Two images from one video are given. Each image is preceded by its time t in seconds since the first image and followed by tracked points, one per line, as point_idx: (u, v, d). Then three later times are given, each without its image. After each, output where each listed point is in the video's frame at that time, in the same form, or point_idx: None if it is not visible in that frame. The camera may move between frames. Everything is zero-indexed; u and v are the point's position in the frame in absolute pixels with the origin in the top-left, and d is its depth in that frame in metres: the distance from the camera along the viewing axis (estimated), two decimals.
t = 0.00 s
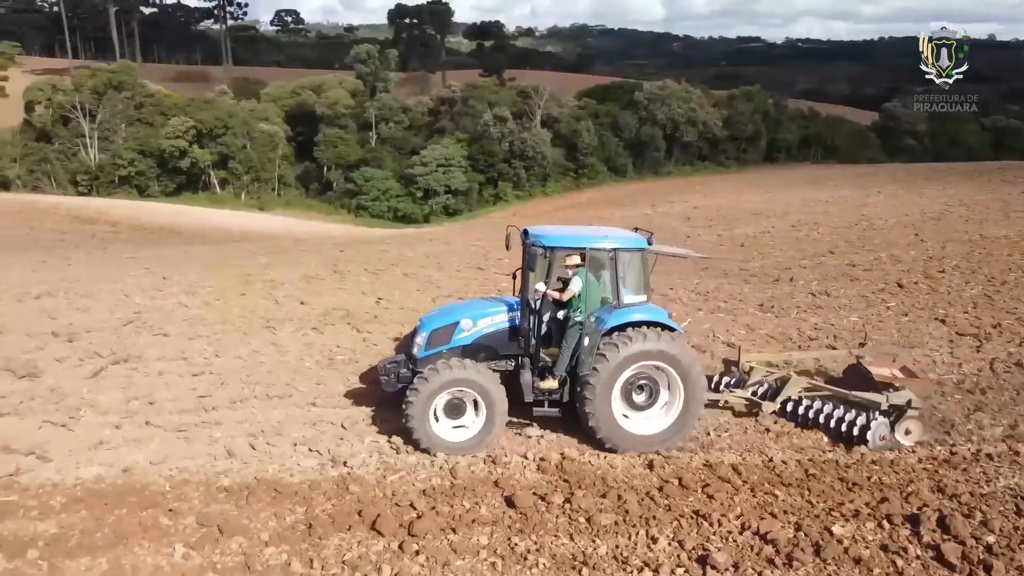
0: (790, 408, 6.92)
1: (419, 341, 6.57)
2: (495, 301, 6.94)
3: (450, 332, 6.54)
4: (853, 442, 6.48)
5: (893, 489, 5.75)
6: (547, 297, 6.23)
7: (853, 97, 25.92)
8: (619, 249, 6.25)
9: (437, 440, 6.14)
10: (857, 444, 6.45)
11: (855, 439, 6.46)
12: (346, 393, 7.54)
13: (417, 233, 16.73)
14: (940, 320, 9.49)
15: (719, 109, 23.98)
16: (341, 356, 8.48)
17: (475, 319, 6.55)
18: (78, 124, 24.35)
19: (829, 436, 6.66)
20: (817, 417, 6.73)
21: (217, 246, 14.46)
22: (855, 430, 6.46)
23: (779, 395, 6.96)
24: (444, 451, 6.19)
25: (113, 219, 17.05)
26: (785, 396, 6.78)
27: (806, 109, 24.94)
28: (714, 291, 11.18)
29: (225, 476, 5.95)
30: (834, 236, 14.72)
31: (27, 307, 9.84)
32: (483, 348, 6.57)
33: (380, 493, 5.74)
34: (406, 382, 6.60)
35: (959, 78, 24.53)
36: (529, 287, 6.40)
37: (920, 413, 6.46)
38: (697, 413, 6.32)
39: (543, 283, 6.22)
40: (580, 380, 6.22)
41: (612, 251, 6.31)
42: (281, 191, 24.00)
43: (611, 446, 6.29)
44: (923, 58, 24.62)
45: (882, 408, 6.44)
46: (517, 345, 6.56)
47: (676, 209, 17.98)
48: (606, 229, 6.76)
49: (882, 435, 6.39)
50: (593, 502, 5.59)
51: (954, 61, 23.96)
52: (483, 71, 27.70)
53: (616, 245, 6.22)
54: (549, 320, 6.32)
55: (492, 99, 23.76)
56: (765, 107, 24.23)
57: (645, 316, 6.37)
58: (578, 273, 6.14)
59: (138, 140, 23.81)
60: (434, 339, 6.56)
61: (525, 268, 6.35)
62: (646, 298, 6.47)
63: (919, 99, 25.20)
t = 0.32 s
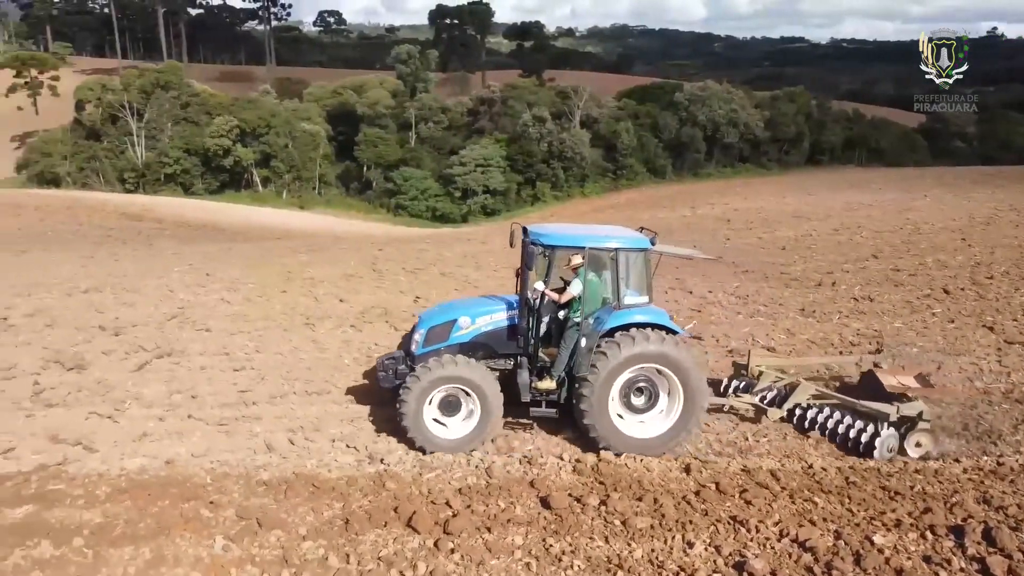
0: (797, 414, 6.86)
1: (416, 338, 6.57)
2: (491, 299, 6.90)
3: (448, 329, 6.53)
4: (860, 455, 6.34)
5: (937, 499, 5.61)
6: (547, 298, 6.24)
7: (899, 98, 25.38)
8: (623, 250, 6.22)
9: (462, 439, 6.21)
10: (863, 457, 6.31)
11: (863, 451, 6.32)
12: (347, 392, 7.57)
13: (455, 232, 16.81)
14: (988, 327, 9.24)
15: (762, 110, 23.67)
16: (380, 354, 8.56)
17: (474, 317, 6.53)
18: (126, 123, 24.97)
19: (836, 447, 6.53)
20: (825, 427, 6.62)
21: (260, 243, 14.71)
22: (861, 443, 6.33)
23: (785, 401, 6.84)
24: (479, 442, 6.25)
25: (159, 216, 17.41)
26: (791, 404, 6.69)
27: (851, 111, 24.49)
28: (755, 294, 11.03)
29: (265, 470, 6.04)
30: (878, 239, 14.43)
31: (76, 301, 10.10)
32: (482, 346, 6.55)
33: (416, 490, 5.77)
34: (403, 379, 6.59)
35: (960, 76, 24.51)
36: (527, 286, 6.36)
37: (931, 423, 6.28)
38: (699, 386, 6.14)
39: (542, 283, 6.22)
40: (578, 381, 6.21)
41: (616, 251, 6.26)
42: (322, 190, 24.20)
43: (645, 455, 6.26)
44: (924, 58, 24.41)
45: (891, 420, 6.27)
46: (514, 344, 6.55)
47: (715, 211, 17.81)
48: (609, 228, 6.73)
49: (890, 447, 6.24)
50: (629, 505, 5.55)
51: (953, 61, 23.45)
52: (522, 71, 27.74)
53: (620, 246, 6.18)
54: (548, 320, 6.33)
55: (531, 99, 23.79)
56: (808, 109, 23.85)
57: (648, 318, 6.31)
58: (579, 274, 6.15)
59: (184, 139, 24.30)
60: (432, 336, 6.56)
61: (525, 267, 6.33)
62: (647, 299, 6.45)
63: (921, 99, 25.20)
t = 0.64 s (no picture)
0: (804, 420, 6.79)
1: (415, 337, 6.59)
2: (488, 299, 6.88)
3: (445, 328, 6.54)
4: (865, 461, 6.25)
5: (983, 510, 5.48)
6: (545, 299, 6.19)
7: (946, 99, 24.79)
8: (625, 251, 6.14)
9: (473, 429, 6.22)
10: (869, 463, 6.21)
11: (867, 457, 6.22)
12: (349, 390, 7.63)
13: (493, 232, 16.85)
14: None
15: (804, 112, 23.32)
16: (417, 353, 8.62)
17: (472, 316, 6.54)
18: (172, 122, 25.52)
19: (842, 456, 6.44)
20: (831, 433, 6.55)
21: (301, 241, 14.92)
22: (868, 449, 6.23)
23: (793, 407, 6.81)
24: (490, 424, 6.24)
25: (203, 213, 17.73)
26: (798, 409, 6.65)
27: (896, 113, 24.00)
28: (795, 298, 10.88)
29: (304, 466, 6.11)
30: (925, 244, 14.11)
31: (123, 295, 10.35)
32: (480, 346, 6.55)
33: (452, 489, 5.79)
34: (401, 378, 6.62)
35: (959, 76, 24.59)
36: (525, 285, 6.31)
37: (943, 433, 6.16)
38: (681, 367, 6.03)
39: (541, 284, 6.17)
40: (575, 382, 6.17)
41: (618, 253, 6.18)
42: (361, 188, 24.37)
43: (671, 451, 6.24)
44: (923, 58, 24.64)
45: (899, 426, 6.19)
46: (512, 345, 6.54)
47: (756, 213, 17.61)
48: (612, 228, 6.66)
49: (896, 454, 6.14)
50: (665, 509, 5.51)
51: (953, 61, 23.79)
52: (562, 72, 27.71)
53: (620, 247, 6.12)
54: (546, 321, 6.30)
55: (570, 99, 23.74)
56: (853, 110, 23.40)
57: (648, 321, 6.25)
58: (581, 274, 6.13)
59: (228, 138, 24.72)
60: (429, 335, 6.57)
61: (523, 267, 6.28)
62: (647, 300, 6.38)
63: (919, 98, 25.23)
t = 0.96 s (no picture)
0: (810, 427, 6.66)
1: (415, 334, 6.63)
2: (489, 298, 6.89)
3: (444, 326, 6.56)
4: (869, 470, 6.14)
5: None
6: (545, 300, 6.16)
7: (997, 101, 24.14)
8: (626, 252, 6.08)
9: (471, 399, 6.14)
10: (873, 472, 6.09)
11: (870, 466, 6.12)
12: (355, 384, 7.73)
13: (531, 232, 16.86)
14: None
15: (849, 113, 22.94)
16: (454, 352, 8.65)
17: (472, 314, 6.55)
18: (217, 121, 26.00)
19: (846, 464, 6.31)
20: (836, 441, 6.43)
21: (341, 240, 15.10)
22: (872, 457, 6.13)
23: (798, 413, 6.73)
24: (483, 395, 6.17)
25: (245, 211, 18.03)
26: (805, 416, 6.62)
27: (944, 115, 23.45)
28: (838, 303, 10.68)
29: (342, 463, 6.16)
30: (974, 249, 13.77)
31: (168, 291, 10.57)
32: (477, 344, 6.54)
33: (488, 489, 5.80)
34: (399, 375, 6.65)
35: (959, 75, 24.21)
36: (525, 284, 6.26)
37: (953, 445, 6.04)
38: (656, 357, 5.93)
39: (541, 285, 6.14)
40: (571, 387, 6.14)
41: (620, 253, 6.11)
42: (400, 187, 24.54)
43: (695, 430, 6.13)
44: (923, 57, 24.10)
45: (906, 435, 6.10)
46: (512, 344, 6.53)
47: (798, 216, 17.38)
48: (616, 226, 6.58)
49: (901, 464, 6.01)
50: (703, 515, 5.45)
51: (954, 61, 23.40)
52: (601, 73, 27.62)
53: (622, 247, 6.05)
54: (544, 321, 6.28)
55: (610, 100, 23.66)
56: (899, 112, 22.90)
57: (650, 322, 6.18)
58: (585, 275, 6.15)
59: (271, 137, 25.10)
60: (429, 332, 6.60)
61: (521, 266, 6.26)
62: (649, 301, 6.32)
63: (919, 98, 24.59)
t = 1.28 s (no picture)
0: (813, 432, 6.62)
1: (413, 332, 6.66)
2: (488, 296, 6.89)
3: (443, 324, 6.58)
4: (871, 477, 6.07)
5: None
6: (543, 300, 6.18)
7: None
8: (624, 250, 6.07)
9: (449, 379, 6.16)
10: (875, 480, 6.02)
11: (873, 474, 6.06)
12: (359, 381, 7.83)
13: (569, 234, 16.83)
14: None
15: (895, 115, 22.50)
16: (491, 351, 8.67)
17: (470, 313, 6.56)
18: (261, 120, 26.38)
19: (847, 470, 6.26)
20: (838, 447, 6.37)
21: (380, 239, 15.24)
22: (874, 466, 6.06)
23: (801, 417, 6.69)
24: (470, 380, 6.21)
25: (287, 210, 18.26)
26: (808, 420, 6.54)
27: (995, 117, 22.83)
28: (882, 309, 10.47)
29: (380, 461, 6.20)
30: None
31: (212, 287, 10.77)
32: (476, 343, 6.56)
33: (524, 491, 5.79)
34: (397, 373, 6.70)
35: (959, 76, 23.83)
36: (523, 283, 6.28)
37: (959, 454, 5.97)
38: (634, 354, 5.93)
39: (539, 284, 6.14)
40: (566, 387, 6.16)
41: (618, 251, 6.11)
42: (440, 187, 24.64)
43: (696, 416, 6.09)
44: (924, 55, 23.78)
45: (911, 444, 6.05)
46: (510, 342, 6.54)
47: (841, 220, 17.11)
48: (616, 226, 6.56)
49: (905, 472, 5.95)
50: (742, 523, 5.38)
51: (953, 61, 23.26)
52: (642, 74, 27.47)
53: (621, 247, 6.04)
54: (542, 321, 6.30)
55: (650, 101, 23.49)
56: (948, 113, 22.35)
57: (649, 322, 6.16)
58: (583, 273, 6.17)
59: (313, 137, 25.39)
60: (428, 330, 6.62)
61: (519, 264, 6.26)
62: (649, 301, 6.30)
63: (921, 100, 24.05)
